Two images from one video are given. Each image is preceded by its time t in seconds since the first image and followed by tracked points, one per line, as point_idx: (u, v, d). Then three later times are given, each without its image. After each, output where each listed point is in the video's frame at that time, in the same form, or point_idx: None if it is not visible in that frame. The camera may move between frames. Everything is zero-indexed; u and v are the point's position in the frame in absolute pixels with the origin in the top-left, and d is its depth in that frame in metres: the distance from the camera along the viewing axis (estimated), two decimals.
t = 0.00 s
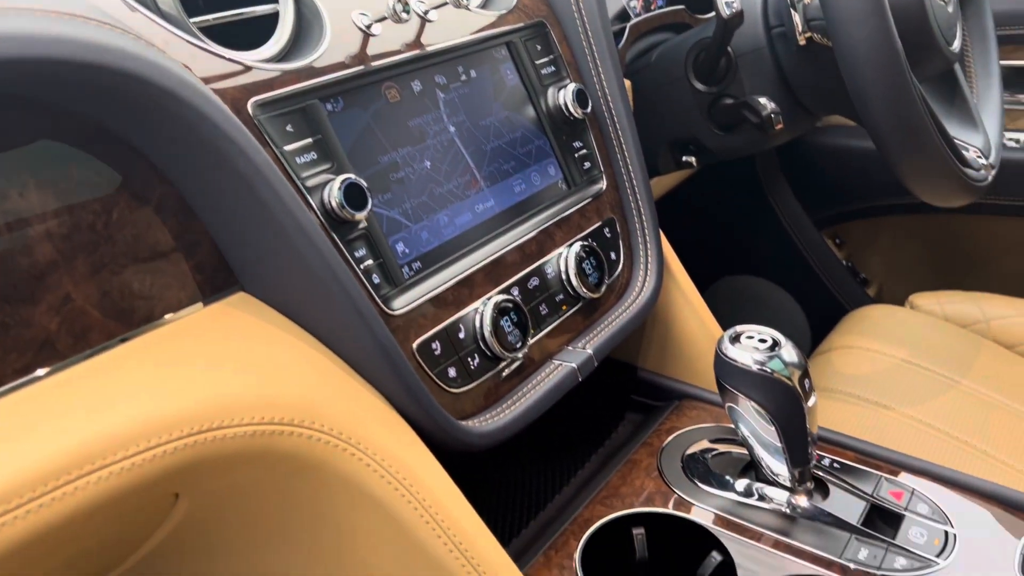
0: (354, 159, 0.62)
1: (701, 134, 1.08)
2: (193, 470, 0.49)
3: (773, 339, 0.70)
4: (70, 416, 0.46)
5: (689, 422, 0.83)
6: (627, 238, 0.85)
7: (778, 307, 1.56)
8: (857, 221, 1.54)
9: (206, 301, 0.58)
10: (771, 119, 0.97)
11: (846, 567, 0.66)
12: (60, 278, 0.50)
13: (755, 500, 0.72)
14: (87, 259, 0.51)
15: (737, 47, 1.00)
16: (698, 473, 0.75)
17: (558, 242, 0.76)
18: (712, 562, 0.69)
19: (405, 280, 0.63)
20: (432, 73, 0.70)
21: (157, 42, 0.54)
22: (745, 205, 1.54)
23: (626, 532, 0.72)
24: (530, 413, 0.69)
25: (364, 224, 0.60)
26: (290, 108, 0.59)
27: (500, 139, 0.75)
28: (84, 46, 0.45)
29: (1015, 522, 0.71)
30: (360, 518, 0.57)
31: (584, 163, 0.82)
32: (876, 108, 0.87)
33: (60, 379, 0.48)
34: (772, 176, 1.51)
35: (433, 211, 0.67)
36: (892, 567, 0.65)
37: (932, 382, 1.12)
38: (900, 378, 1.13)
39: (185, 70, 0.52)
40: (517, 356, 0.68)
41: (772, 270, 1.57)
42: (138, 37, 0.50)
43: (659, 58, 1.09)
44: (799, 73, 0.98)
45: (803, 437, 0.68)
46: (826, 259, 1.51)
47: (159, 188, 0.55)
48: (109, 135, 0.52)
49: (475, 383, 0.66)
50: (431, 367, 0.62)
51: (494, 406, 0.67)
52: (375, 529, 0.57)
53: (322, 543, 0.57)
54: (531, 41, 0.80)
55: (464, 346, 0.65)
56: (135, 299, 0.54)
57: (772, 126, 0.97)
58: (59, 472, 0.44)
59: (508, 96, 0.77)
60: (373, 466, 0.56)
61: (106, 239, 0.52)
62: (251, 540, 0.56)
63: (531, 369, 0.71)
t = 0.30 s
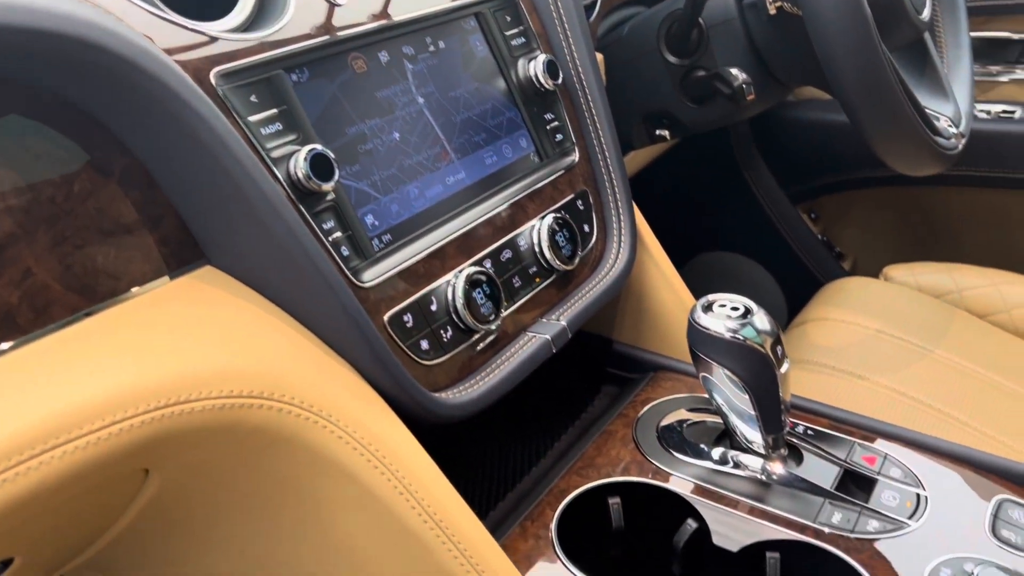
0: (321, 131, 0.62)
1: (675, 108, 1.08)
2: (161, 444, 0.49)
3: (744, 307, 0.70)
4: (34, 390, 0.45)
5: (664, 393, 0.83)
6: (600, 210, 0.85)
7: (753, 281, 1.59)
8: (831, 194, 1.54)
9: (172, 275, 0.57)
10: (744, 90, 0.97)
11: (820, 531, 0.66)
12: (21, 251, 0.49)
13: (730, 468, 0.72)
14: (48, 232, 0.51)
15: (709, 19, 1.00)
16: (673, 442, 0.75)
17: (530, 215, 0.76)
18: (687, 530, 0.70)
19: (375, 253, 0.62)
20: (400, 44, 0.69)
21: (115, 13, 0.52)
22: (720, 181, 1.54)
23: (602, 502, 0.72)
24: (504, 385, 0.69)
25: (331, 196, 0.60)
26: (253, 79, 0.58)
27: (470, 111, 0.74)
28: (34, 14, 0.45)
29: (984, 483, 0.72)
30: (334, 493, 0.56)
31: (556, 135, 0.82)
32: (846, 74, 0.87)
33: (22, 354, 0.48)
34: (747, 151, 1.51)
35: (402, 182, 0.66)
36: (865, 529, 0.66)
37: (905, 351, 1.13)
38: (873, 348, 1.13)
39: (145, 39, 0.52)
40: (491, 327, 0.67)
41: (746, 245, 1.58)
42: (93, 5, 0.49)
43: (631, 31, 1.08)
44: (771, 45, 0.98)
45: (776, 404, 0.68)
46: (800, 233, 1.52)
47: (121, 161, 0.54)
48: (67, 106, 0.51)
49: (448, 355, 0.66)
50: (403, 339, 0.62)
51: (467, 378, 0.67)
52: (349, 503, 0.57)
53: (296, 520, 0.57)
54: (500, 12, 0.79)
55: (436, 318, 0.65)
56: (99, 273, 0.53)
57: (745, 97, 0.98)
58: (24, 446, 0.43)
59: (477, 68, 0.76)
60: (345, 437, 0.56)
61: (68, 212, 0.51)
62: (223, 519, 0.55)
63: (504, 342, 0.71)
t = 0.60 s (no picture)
0: (283, 105, 0.61)
1: (645, 82, 1.08)
2: (125, 422, 0.48)
3: (714, 277, 0.70)
4: None
5: (637, 366, 0.83)
6: (571, 184, 0.84)
7: (726, 257, 1.60)
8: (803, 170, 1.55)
9: (135, 251, 0.57)
10: (713, 62, 0.99)
11: (792, 498, 0.67)
12: None
13: (703, 438, 0.72)
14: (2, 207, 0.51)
15: None
16: (646, 414, 0.75)
17: (499, 189, 0.75)
18: (662, 499, 0.69)
19: (341, 227, 0.61)
20: (364, 17, 0.69)
21: None
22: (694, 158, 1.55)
23: (575, 474, 0.72)
24: (475, 359, 0.68)
25: (294, 169, 0.59)
26: (212, 52, 0.57)
27: (437, 85, 0.73)
28: None
29: (951, 447, 0.73)
30: (305, 470, 0.56)
31: (525, 109, 0.81)
32: (813, 42, 0.87)
33: None
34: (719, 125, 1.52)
35: (368, 156, 0.66)
36: (836, 495, 0.66)
37: (875, 321, 1.14)
38: (845, 320, 1.14)
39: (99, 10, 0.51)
40: (461, 301, 0.67)
41: (722, 221, 1.58)
42: None
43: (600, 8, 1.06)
44: (739, 18, 0.97)
45: (746, 373, 0.69)
46: (772, 208, 1.53)
47: (78, 136, 0.54)
48: (22, 81, 0.52)
49: (418, 330, 0.65)
50: (371, 315, 0.61)
51: (437, 352, 0.67)
52: (319, 479, 0.56)
53: (266, 498, 0.56)
54: None
55: (405, 293, 0.64)
56: (56, 249, 0.53)
57: (713, 69, 1.00)
58: None
59: (443, 41, 0.75)
60: (314, 413, 0.55)
61: (21, 187, 0.52)
62: (191, 501, 0.54)
63: (475, 316, 0.70)
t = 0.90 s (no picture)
0: (250, 85, 0.60)
1: (617, 61, 1.07)
2: (94, 406, 0.47)
3: (686, 252, 0.70)
4: None
5: (613, 344, 0.83)
6: (544, 164, 0.84)
7: (704, 237, 1.60)
8: (776, 149, 1.56)
9: (102, 235, 0.56)
10: (683, 40, 0.99)
11: (767, 469, 0.67)
12: None
13: (678, 412, 0.73)
14: None
15: None
16: (622, 391, 0.76)
17: (472, 168, 0.75)
18: (638, 474, 0.69)
19: (311, 208, 0.61)
20: None
21: None
22: (665, 136, 1.56)
23: (552, 450, 0.72)
24: (450, 339, 0.68)
25: (262, 149, 0.58)
26: (176, 31, 0.56)
27: (406, 64, 0.73)
28: None
29: (922, 416, 0.73)
30: (284, 456, 0.55)
31: (496, 88, 0.81)
32: (782, 19, 0.88)
33: None
34: (693, 107, 1.52)
35: (338, 136, 0.65)
36: (810, 465, 0.67)
37: (849, 296, 1.15)
38: (819, 296, 1.15)
39: None
40: (435, 280, 0.67)
41: (695, 200, 1.60)
42: None
43: None
44: None
45: (720, 348, 0.69)
46: (746, 186, 1.54)
47: (40, 117, 0.53)
48: None
49: (391, 310, 0.65)
50: (344, 295, 0.61)
51: (412, 333, 0.67)
52: (295, 464, 0.55)
53: (241, 487, 0.54)
54: None
55: (378, 273, 0.64)
56: (21, 233, 0.52)
57: (684, 47, 1.00)
58: None
59: (412, 20, 0.75)
60: (287, 394, 0.55)
61: None
62: (163, 491, 0.53)
63: (450, 297, 0.70)
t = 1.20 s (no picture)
0: (213, 68, 0.59)
1: (586, 43, 1.07)
2: (62, 393, 0.47)
3: (655, 230, 0.70)
4: None
5: (585, 323, 0.84)
6: (513, 145, 0.84)
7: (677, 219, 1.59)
8: (745, 130, 1.57)
9: (65, 221, 0.56)
10: (650, 20, 1.01)
11: (737, 442, 0.68)
12: None
13: (650, 389, 0.73)
14: None
15: None
16: (594, 369, 0.76)
17: (440, 150, 0.75)
18: (612, 450, 0.70)
19: (278, 191, 0.61)
20: None
21: None
22: (636, 120, 1.56)
23: (527, 430, 0.73)
24: (422, 321, 0.68)
25: (227, 132, 0.58)
26: (136, 14, 0.55)
27: (372, 46, 0.73)
28: None
29: (889, 387, 0.74)
30: (256, 441, 0.55)
31: (463, 70, 0.80)
32: (751, 7, 0.90)
33: None
34: (664, 91, 1.52)
35: (304, 119, 0.65)
36: (780, 438, 0.68)
37: (819, 273, 1.16)
38: (789, 273, 1.16)
39: None
40: (405, 263, 0.67)
41: (667, 182, 1.61)
42: None
43: None
44: None
45: (689, 325, 0.70)
46: (717, 168, 1.55)
47: None
48: None
49: (361, 292, 0.65)
50: (313, 279, 0.61)
51: (383, 315, 0.67)
52: (268, 449, 0.55)
53: (215, 477, 0.54)
54: None
55: (347, 256, 0.64)
56: None
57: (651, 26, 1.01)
58: None
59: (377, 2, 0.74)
60: (259, 378, 0.55)
61: None
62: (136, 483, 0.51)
63: (421, 279, 0.70)
